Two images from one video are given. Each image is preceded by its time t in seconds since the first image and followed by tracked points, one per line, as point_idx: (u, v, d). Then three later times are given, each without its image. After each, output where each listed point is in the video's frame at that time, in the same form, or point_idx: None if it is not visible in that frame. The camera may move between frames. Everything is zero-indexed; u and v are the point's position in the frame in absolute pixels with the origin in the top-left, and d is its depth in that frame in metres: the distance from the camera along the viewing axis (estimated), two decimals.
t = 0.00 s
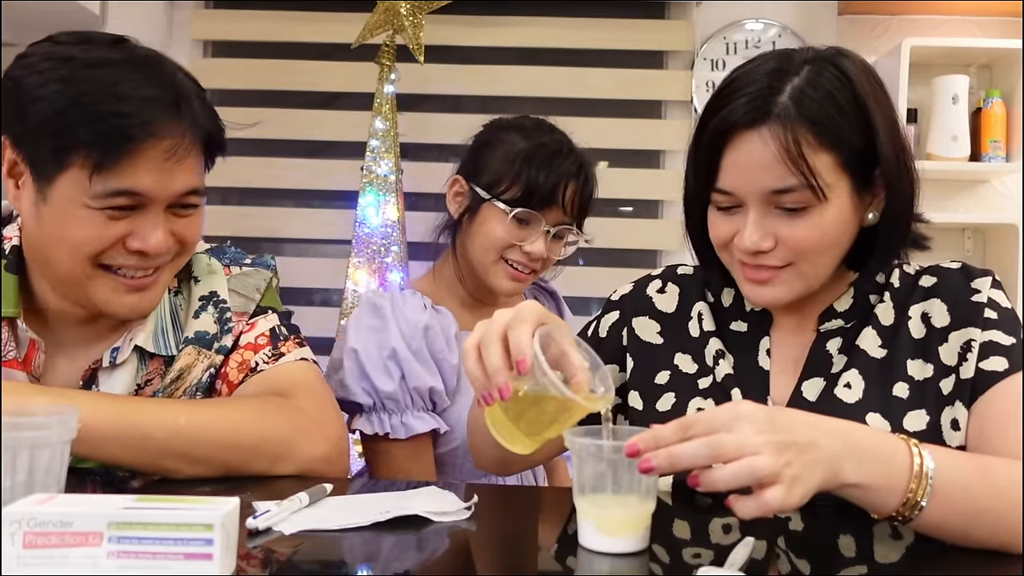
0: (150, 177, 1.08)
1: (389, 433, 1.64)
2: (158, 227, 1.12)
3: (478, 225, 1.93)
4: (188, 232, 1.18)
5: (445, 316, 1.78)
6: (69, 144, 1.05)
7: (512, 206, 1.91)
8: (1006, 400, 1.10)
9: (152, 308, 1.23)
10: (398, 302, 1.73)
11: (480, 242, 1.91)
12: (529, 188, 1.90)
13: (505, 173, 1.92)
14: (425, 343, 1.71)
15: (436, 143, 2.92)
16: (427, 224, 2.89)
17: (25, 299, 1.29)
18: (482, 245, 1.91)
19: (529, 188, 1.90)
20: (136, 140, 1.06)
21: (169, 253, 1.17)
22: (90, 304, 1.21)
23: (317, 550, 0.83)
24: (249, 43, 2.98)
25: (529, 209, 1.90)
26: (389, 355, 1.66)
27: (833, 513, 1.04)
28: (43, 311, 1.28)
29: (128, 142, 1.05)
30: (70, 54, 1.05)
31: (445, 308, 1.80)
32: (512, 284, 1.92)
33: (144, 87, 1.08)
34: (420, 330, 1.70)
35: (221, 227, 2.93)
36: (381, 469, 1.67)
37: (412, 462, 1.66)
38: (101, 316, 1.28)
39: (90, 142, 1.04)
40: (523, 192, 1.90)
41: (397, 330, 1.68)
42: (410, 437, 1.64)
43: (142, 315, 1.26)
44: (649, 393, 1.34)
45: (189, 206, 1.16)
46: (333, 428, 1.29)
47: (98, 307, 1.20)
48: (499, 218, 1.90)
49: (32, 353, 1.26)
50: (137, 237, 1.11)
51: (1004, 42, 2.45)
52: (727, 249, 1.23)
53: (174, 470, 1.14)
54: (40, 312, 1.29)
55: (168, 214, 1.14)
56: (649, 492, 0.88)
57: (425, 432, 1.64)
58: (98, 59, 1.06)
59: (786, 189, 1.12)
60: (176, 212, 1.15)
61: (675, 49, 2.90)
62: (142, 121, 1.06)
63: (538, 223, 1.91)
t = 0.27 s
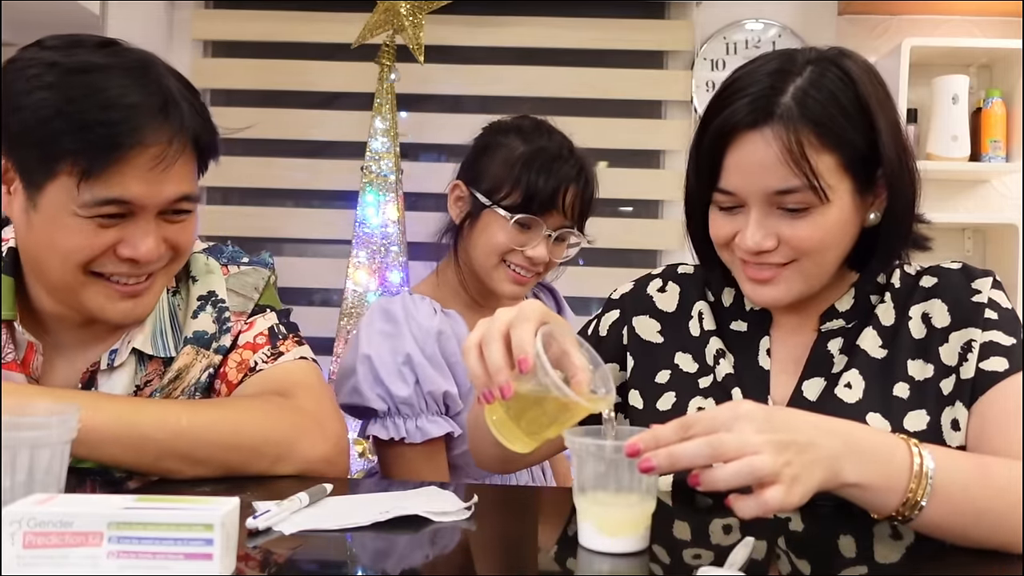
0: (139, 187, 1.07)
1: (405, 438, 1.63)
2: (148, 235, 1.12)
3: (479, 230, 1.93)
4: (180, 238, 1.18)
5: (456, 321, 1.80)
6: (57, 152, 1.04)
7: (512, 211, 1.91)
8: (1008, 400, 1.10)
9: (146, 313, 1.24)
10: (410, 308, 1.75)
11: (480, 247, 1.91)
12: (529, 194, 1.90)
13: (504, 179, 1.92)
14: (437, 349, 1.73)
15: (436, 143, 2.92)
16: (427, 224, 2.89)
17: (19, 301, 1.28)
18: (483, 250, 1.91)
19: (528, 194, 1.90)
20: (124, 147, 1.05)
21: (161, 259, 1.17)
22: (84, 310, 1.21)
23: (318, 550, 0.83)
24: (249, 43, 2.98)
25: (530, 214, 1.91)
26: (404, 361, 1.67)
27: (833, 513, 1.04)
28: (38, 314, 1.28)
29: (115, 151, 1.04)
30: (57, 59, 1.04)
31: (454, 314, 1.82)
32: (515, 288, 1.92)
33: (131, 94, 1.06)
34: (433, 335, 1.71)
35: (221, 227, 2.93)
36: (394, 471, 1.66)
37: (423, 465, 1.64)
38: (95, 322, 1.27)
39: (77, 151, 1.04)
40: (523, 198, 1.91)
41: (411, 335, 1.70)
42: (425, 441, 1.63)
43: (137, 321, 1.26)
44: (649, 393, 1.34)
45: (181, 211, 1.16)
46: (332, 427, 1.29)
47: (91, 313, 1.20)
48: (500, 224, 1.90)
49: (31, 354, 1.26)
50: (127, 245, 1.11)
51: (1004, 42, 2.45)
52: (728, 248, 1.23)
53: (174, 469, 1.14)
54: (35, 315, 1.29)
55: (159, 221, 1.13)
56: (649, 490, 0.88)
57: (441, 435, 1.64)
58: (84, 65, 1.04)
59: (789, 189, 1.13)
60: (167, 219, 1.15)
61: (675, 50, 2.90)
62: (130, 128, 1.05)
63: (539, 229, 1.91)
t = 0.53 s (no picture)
0: (129, 196, 1.06)
1: (398, 430, 1.63)
2: (141, 242, 1.11)
3: (484, 228, 1.93)
4: (174, 244, 1.17)
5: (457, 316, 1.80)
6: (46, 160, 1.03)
7: (517, 209, 1.91)
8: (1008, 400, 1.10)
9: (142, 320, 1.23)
10: (412, 302, 1.75)
11: (486, 245, 1.92)
12: (534, 191, 1.91)
13: (510, 177, 1.92)
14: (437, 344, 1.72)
15: (436, 143, 2.92)
16: (427, 224, 2.89)
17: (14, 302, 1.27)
18: (488, 247, 1.91)
19: (534, 191, 1.91)
20: (113, 155, 1.04)
21: (154, 266, 1.16)
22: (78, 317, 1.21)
23: (318, 550, 0.83)
24: (249, 43, 2.98)
25: (535, 212, 1.91)
26: (402, 353, 1.67)
27: (832, 513, 1.04)
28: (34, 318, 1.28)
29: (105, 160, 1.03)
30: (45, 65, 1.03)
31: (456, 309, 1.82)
32: (520, 285, 1.92)
33: (121, 100, 1.05)
34: (433, 330, 1.71)
35: (221, 228, 2.93)
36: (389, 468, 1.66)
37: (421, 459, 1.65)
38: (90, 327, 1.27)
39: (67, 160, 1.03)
40: (528, 195, 1.91)
41: (411, 329, 1.70)
42: (419, 434, 1.63)
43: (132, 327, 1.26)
44: (649, 393, 1.34)
45: (174, 218, 1.15)
46: (332, 427, 1.29)
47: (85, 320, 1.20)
48: (505, 221, 1.90)
49: (29, 357, 1.25)
50: (120, 252, 1.10)
51: (1004, 42, 2.45)
52: (729, 248, 1.23)
53: (173, 470, 1.14)
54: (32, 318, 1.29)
55: (152, 228, 1.12)
56: (649, 490, 0.88)
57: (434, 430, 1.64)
58: (74, 70, 1.03)
59: (790, 188, 1.13)
60: (161, 226, 1.14)
61: (675, 49, 2.90)
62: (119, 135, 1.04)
63: (544, 225, 1.90)
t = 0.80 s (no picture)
0: (122, 200, 1.06)
1: (403, 422, 1.63)
2: (134, 246, 1.11)
3: (486, 227, 1.94)
4: (168, 248, 1.17)
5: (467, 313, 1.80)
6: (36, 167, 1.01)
7: (515, 206, 1.91)
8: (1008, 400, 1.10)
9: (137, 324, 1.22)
10: (427, 298, 1.75)
11: (489, 242, 1.92)
12: (532, 188, 1.90)
13: (507, 175, 1.93)
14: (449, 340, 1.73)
15: (437, 143, 2.92)
16: (427, 224, 2.89)
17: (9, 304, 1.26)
18: (490, 245, 1.92)
19: (531, 188, 1.90)
20: (103, 161, 1.04)
21: (148, 270, 1.15)
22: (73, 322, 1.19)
23: (318, 550, 0.83)
24: (249, 43, 2.98)
25: (535, 208, 1.91)
26: (414, 347, 1.67)
27: (832, 514, 1.03)
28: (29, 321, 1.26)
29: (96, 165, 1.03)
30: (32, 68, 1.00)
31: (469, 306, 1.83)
32: (526, 281, 1.92)
33: (112, 103, 1.04)
34: (448, 326, 1.72)
35: (221, 228, 2.93)
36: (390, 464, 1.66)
37: (424, 456, 1.65)
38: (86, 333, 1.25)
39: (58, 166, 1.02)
40: (526, 192, 1.91)
41: (426, 324, 1.70)
42: (423, 428, 1.63)
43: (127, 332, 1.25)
44: (651, 394, 1.34)
45: (168, 221, 1.15)
46: (332, 427, 1.29)
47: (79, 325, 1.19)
48: (504, 219, 1.91)
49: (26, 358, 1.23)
50: (113, 257, 1.10)
51: (1004, 42, 2.45)
52: (731, 247, 1.23)
53: (173, 470, 1.14)
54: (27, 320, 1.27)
55: (145, 232, 1.12)
56: (649, 490, 0.88)
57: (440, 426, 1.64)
58: (64, 74, 1.01)
59: (791, 188, 1.13)
60: (154, 228, 1.14)
61: (675, 49, 2.90)
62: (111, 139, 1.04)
63: (544, 221, 1.91)
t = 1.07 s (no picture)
0: (117, 206, 1.05)
1: (409, 423, 1.64)
2: (130, 251, 1.09)
3: (482, 226, 1.94)
4: (165, 252, 1.15)
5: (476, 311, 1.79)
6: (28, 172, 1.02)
7: (507, 201, 1.91)
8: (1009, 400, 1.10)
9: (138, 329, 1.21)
10: (432, 300, 1.76)
11: (487, 238, 1.92)
12: (521, 181, 1.90)
13: (495, 170, 1.92)
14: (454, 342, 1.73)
15: (436, 143, 2.92)
16: (427, 224, 2.89)
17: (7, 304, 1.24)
18: (488, 240, 1.92)
19: (520, 181, 1.90)
20: (97, 166, 1.03)
21: (145, 275, 1.14)
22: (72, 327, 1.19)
23: (318, 550, 0.83)
24: (249, 43, 2.98)
25: (526, 201, 1.91)
26: (417, 349, 1.68)
27: (833, 514, 1.03)
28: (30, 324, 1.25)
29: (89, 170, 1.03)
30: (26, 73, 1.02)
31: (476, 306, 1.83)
32: (529, 274, 1.91)
33: (104, 106, 1.04)
34: (452, 328, 1.72)
35: (221, 228, 2.93)
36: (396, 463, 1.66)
37: (429, 455, 1.65)
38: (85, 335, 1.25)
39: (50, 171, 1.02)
40: (515, 185, 1.91)
41: (429, 326, 1.71)
42: (429, 430, 1.64)
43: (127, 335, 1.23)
44: (652, 395, 1.34)
45: (165, 225, 1.13)
46: (332, 427, 1.30)
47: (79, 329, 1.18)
48: (497, 214, 1.91)
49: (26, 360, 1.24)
50: (110, 262, 1.08)
51: (1004, 42, 2.45)
52: (733, 247, 1.23)
53: (174, 470, 1.14)
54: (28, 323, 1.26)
55: (142, 237, 1.11)
56: (649, 490, 0.88)
57: (445, 426, 1.64)
58: (58, 79, 1.03)
59: (793, 187, 1.13)
60: (152, 233, 1.12)
61: (675, 49, 2.90)
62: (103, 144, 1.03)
63: (538, 212, 1.91)
